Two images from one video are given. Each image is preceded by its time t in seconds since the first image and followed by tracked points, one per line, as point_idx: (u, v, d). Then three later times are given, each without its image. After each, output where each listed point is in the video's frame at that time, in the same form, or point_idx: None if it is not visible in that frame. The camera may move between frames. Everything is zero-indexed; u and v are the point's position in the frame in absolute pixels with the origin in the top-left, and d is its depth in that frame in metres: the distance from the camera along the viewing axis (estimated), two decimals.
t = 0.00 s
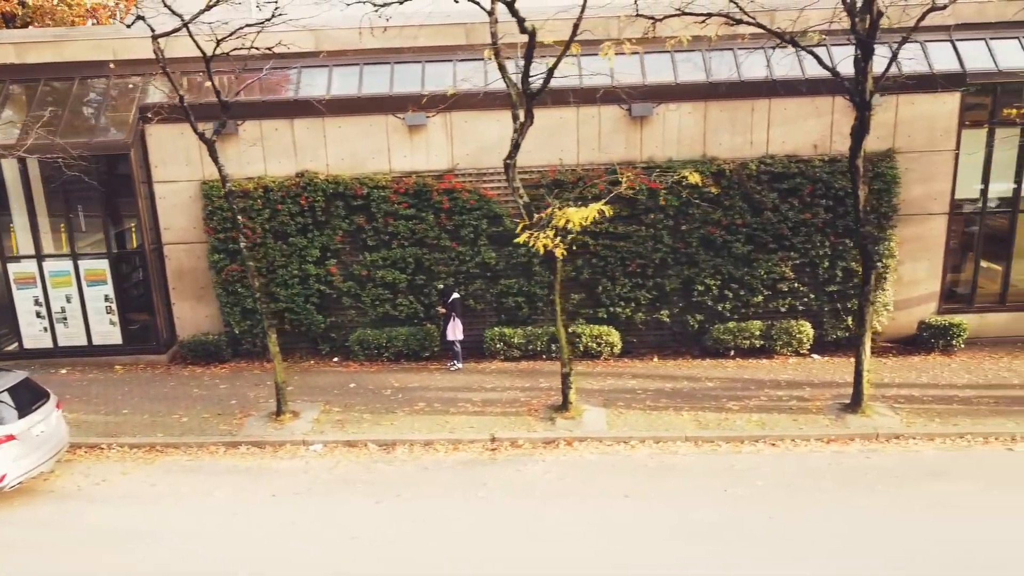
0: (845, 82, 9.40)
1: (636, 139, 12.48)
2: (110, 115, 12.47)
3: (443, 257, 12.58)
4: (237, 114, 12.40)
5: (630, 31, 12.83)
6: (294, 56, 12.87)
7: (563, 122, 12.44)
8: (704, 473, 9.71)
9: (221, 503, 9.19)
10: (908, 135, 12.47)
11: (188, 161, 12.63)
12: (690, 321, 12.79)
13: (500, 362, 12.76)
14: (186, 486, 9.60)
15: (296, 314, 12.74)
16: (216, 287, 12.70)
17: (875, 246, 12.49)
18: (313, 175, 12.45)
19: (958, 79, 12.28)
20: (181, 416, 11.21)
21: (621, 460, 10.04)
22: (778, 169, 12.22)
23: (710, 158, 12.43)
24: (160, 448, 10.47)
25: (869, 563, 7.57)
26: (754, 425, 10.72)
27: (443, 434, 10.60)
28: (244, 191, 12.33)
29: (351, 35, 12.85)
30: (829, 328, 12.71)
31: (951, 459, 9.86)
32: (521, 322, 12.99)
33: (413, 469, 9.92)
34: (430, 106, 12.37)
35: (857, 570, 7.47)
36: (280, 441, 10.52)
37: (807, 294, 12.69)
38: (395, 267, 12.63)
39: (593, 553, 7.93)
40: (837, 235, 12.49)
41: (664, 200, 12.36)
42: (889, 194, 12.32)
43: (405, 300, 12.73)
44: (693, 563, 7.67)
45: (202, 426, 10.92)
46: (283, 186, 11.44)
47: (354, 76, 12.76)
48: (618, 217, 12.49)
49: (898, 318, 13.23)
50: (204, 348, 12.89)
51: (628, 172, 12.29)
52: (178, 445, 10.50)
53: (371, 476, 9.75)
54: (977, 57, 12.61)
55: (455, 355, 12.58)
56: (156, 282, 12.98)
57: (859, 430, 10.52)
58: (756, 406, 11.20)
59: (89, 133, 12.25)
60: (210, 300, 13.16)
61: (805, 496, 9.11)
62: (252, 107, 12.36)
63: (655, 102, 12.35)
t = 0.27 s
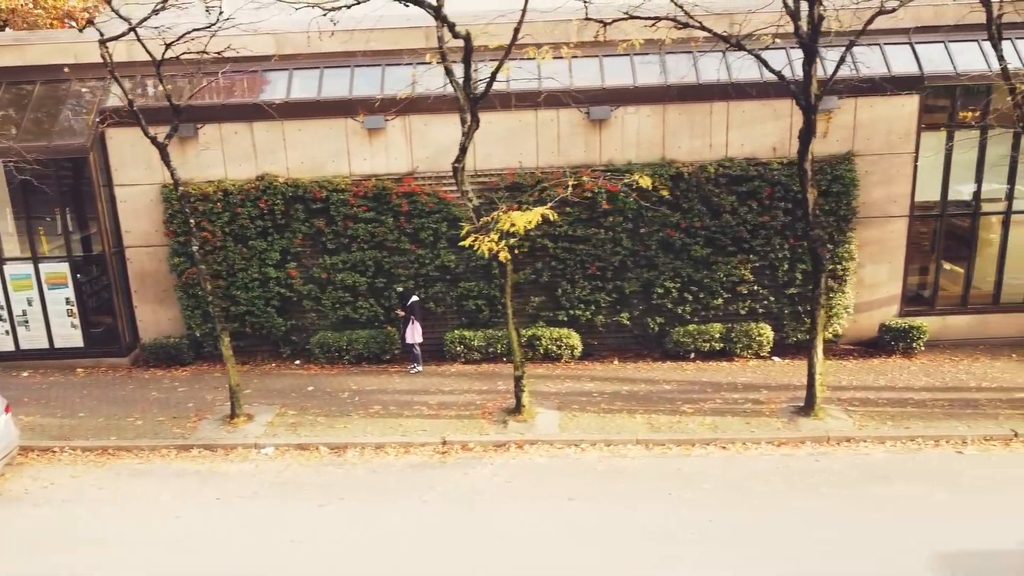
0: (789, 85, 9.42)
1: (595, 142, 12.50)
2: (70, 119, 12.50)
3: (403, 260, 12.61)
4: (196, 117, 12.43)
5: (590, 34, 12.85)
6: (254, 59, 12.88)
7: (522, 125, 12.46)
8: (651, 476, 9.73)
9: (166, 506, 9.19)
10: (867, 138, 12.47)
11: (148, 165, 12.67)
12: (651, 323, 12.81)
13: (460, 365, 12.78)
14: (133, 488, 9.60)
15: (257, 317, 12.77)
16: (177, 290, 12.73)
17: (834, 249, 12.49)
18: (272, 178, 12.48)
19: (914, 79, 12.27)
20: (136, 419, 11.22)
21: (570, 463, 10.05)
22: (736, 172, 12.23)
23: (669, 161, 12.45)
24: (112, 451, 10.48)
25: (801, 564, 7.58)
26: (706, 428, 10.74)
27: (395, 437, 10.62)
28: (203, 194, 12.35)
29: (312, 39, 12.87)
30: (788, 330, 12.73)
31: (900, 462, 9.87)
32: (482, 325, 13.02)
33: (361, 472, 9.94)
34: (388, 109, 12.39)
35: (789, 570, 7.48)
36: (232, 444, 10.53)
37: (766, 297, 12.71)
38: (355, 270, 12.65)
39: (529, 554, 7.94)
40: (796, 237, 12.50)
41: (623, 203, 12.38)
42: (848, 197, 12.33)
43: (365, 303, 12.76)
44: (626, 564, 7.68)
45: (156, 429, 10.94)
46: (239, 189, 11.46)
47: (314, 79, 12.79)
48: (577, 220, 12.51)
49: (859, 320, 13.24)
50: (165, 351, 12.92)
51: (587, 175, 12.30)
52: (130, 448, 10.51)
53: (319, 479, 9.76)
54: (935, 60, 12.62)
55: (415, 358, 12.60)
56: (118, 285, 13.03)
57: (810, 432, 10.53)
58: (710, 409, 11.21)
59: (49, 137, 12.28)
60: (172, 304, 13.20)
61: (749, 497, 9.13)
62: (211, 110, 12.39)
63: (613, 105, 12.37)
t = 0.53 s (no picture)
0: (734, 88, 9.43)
1: (553, 145, 12.53)
2: (31, 122, 12.55)
3: (363, 263, 12.65)
4: (155, 120, 12.47)
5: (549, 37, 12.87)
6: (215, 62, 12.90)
7: (480, 129, 12.49)
8: (597, 478, 9.75)
9: (112, 508, 9.20)
10: (825, 141, 12.51)
11: (109, 168, 12.71)
12: (610, 326, 12.84)
13: (420, 367, 12.82)
14: (81, 490, 9.61)
15: (217, 319, 12.80)
16: (138, 293, 12.77)
17: (792, 251, 12.52)
18: (232, 181, 12.51)
19: (869, 86, 12.31)
20: (92, 422, 11.24)
21: (518, 466, 10.06)
22: (693, 175, 12.26)
23: (627, 164, 12.48)
24: (65, 453, 10.49)
25: (735, 565, 7.58)
26: (657, 430, 10.75)
27: (347, 440, 10.64)
28: (162, 197, 12.38)
29: (272, 42, 12.91)
30: (748, 333, 12.76)
31: (848, 465, 9.88)
32: (443, 327, 13.05)
33: (310, 474, 9.97)
34: (347, 112, 12.42)
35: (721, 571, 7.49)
36: (184, 447, 10.55)
37: (725, 299, 12.73)
38: (314, 273, 12.69)
39: (466, 556, 7.95)
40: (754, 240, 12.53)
41: (581, 206, 12.41)
42: (805, 200, 12.35)
43: (326, 305, 12.80)
44: (561, 565, 7.68)
45: (110, 432, 10.96)
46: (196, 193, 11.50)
47: (274, 82, 12.83)
48: (536, 223, 12.55)
49: (820, 323, 13.26)
50: (127, 354, 12.96)
51: (545, 178, 12.33)
52: (82, 451, 10.53)
53: (268, 482, 9.78)
54: (894, 62, 12.62)
55: (375, 360, 12.63)
56: (80, 288, 13.08)
57: (760, 435, 10.55)
58: (663, 412, 11.23)
59: (9, 139, 12.32)
60: (134, 307, 13.26)
61: (692, 500, 9.15)
62: (170, 113, 12.43)
63: (571, 108, 12.41)
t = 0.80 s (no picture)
0: (678, 91, 9.45)
1: (512, 147, 12.59)
2: None
3: (322, 265, 12.70)
4: (115, 123, 12.52)
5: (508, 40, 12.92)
6: (175, 65, 12.93)
7: (439, 131, 12.55)
8: (542, 479, 9.78)
9: (56, 508, 9.23)
10: (782, 144, 12.55)
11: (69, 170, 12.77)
12: (569, 327, 12.89)
13: (380, 369, 12.88)
14: (28, 491, 9.64)
15: (177, 321, 12.86)
16: (98, 294, 12.82)
17: (749, 254, 12.56)
18: (191, 183, 12.57)
19: (824, 90, 12.36)
20: (46, 423, 11.28)
21: (465, 467, 10.10)
22: (650, 177, 12.30)
23: (585, 167, 12.52)
24: (16, 454, 10.53)
25: (662, 566, 7.60)
26: (607, 432, 10.79)
27: (298, 441, 10.68)
28: (121, 199, 12.43)
29: (232, 45, 12.97)
30: (706, 334, 12.81)
31: (792, 466, 9.91)
32: (403, 329, 13.10)
33: (257, 475, 10.01)
34: (305, 115, 12.46)
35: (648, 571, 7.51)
36: (135, 448, 10.60)
37: (683, 301, 12.78)
38: (274, 274, 12.74)
39: (398, 556, 7.98)
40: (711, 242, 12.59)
41: (538, 209, 12.45)
42: (762, 202, 12.39)
43: (285, 307, 12.85)
44: (489, 566, 7.71)
45: (64, 433, 11.00)
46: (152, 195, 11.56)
47: (234, 85, 12.89)
48: (494, 225, 12.60)
49: (779, 324, 13.30)
50: (88, 355, 13.01)
51: (503, 180, 12.38)
52: (34, 452, 10.56)
53: (214, 483, 9.83)
54: (851, 65, 12.65)
55: (334, 362, 12.69)
56: (42, 289, 13.13)
57: (709, 437, 10.57)
58: (616, 413, 11.27)
59: None
60: (96, 308, 13.31)
61: (632, 500, 9.17)
62: (130, 116, 12.48)
63: (528, 111, 12.46)
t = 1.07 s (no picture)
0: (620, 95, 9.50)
1: (470, 149, 12.65)
2: None
3: (281, 266, 12.77)
4: (75, 125, 12.58)
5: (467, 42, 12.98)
6: (136, 68, 13.02)
7: (397, 133, 12.61)
8: (486, 479, 9.81)
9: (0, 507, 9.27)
10: (738, 146, 12.60)
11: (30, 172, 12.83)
12: (527, 329, 12.96)
13: (339, 370, 12.94)
14: None
15: (138, 322, 12.92)
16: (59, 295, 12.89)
17: (706, 256, 12.60)
18: (151, 185, 12.63)
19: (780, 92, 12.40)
20: (2, 423, 11.33)
21: (413, 467, 10.15)
22: (606, 179, 12.36)
23: (542, 169, 12.58)
24: None
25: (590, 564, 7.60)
26: (557, 433, 10.84)
27: (249, 441, 10.74)
28: (81, 200, 12.50)
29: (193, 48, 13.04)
30: (664, 336, 12.86)
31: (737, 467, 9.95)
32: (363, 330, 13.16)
33: (205, 475, 10.05)
34: (264, 117, 12.53)
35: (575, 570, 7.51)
36: (87, 448, 10.65)
37: (641, 303, 12.84)
38: (233, 275, 12.81)
39: (332, 555, 8.01)
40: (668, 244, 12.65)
41: (495, 210, 12.51)
42: (718, 205, 12.44)
43: (245, 308, 12.92)
44: (421, 565, 7.74)
45: (18, 433, 11.05)
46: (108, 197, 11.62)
47: (194, 87, 12.96)
48: (452, 226, 12.65)
49: (738, 326, 13.35)
50: (49, 355, 13.08)
51: (460, 182, 12.43)
52: None
53: (162, 483, 9.87)
54: (807, 69, 12.68)
55: (293, 363, 12.75)
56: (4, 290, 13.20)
57: (657, 438, 10.62)
58: (568, 414, 11.33)
59: None
60: (58, 309, 13.39)
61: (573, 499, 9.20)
62: (90, 118, 12.54)
63: (485, 113, 12.52)
